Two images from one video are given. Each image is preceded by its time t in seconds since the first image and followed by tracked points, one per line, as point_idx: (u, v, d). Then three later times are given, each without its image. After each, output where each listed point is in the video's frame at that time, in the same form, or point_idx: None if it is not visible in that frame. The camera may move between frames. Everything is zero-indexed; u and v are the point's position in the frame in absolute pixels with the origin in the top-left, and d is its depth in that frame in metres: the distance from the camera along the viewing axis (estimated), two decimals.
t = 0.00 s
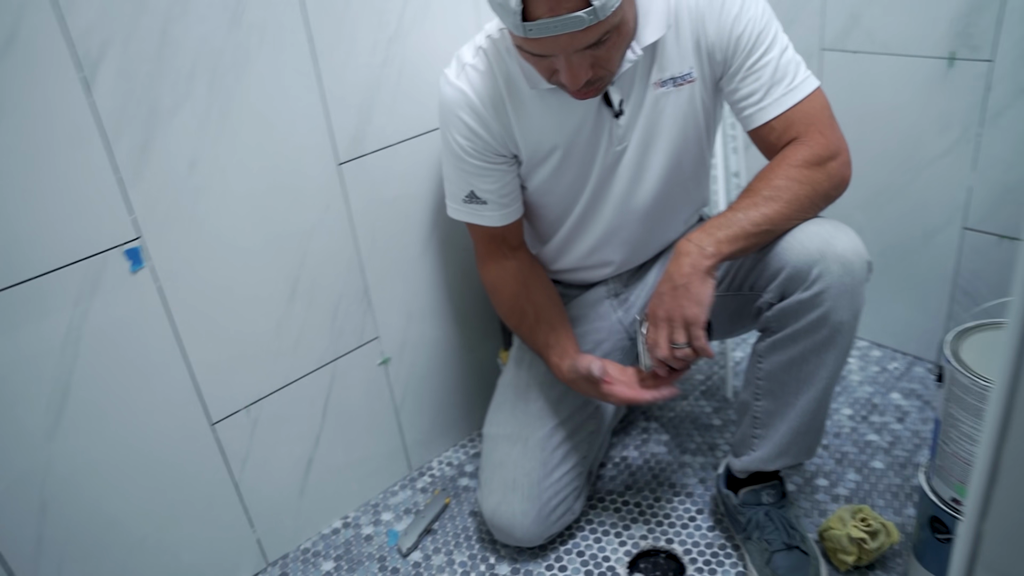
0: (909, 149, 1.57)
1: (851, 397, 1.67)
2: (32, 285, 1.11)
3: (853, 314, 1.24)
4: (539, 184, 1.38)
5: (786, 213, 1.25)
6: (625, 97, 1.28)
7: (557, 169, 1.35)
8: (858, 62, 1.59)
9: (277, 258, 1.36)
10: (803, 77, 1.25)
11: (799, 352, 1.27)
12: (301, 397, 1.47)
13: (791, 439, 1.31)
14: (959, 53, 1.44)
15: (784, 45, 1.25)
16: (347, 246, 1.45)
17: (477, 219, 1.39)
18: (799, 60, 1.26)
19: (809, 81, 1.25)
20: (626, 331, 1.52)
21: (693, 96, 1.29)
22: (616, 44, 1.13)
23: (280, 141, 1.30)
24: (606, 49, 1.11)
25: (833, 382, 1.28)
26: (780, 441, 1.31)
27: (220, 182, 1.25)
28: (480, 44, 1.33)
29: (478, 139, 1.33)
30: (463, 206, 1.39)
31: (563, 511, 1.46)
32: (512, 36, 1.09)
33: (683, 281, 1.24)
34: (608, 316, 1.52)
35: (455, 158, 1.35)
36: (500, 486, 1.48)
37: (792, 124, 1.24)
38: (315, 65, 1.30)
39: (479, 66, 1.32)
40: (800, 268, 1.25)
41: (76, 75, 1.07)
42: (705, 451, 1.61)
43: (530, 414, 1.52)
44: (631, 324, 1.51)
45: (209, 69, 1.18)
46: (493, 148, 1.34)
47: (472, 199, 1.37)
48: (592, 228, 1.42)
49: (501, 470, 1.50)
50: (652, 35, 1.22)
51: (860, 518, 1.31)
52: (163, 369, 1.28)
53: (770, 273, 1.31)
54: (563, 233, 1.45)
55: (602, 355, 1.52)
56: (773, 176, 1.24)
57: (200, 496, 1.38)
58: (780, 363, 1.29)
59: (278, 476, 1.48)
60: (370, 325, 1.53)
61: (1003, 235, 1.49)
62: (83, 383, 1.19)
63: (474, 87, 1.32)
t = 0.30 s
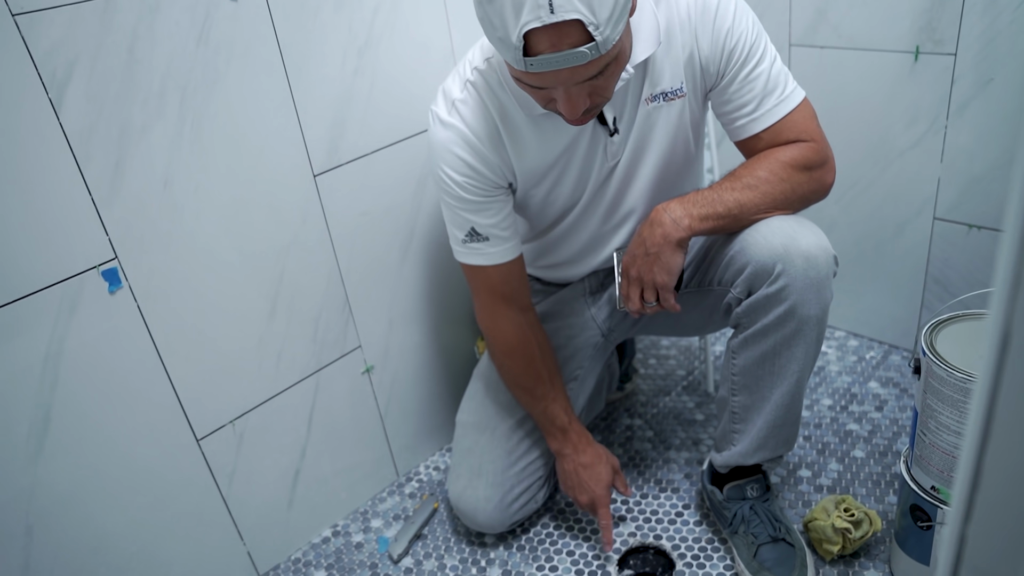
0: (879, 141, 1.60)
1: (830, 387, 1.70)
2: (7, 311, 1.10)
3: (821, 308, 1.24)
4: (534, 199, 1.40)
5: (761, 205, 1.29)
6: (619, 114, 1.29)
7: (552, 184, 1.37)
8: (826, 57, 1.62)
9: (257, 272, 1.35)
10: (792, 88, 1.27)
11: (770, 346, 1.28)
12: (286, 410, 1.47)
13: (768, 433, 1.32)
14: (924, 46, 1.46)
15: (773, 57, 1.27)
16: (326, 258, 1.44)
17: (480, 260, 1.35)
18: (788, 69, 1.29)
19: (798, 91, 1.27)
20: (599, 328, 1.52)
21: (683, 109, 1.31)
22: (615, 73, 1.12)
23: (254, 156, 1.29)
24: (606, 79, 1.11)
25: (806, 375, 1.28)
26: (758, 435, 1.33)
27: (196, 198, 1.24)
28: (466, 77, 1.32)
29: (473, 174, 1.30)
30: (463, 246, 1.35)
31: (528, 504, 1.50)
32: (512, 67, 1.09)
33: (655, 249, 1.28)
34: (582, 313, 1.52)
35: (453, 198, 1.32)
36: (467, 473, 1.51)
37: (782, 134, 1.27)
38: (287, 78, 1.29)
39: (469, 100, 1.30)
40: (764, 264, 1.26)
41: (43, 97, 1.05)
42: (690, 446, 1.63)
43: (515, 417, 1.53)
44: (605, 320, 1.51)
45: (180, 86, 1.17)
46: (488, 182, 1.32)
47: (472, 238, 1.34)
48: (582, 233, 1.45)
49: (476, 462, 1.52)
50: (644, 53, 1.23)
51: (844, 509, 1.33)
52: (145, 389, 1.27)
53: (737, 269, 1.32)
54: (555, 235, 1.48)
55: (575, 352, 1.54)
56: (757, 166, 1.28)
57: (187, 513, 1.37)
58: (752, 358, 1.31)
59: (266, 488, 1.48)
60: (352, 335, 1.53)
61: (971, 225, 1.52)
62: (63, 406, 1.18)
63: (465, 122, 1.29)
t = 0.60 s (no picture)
0: (896, 132, 1.59)
1: (841, 377, 1.70)
2: (24, 291, 1.10)
3: (831, 298, 1.23)
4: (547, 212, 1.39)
5: (778, 192, 1.28)
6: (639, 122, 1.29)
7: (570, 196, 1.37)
8: (844, 46, 1.60)
9: (271, 256, 1.35)
10: (801, 79, 1.28)
11: (780, 336, 1.27)
12: (298, 393, 1.47)
13: (779, 423, 1.32)
14: (945, 36, 1.44)
15: (784, 48, 1.28)
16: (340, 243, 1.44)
17: (505, 289, 1.28)
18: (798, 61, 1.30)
19: (807, 84, 1.29)
20: (608, 316, 1.52)
21: (698, 108, 1.31)
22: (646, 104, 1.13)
23: (270, 140, 1.29)
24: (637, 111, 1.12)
25: (815, 365, 1.27)
26: (767, 426, 1.33)
27: (211, 181, 1.24)
28: (484, 102, 1.26)
29: (498, 200, 1.24)
30: (484, 277, 1.27)
31: (542, 493, 1.51)
32: (546, 102, 1.09)
33: (672, 236, 1.26)
34: (590, 301, 1.52)
35: (476, 227, 1.25)
36: (478, 463, 1.52)
37: (795, 125, 1.28)
38: (304, 62, 1.29)
39: (491, 127, 1.24)
40: (774, 252, 1.25)
41: (60, 78, 1.05)
42: (699, 435, 1.64)
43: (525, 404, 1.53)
44: (613, 309, 1.52)
45: (197, 68, 1.17)
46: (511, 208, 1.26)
47: (495, 268, 1.27)
48: (595, 236, 1.47)
49: (485, 451, 1.52)
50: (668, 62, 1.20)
51: (854, 500, 1.34)
52: (159, 370, 1.27)
53: (747, 256, 1.31)
54: (564, 240, 1.48)
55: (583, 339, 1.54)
56: (774, 154, 1.27)
57: (199, 494, 1.38)
58: (762, 348, 1.30)
59: (278, 471, 1.49)
60: (364, 319, 1.53)
61: (987, 217, 1.52)
62: (79, 386, 1.19)
63: (490, 148, 1.24)
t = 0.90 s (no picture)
0: (873, 125, 1.60)
1: (817, 368, 1.71)
2: None
3: (809, 286, 1.24)
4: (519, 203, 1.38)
5: (760, 181, 1.27)
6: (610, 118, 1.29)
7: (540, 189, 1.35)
8: (824, 38, 1.60)
9: (246, 245, 1.33)
10: (777, 69, 1.28)
11: (759, 325, 1.28)
12: (273, 382, 1.46)
13: (757, 411, 1.33)
14: (922, 29, 1.45)
15: (760, 38, 1.28)
16: (317, 230, 1.42)
17: (474, 279, 1.26)
18: (773, 51, 1.30)
19: (783, 73, 1.29)
20: (583, 305, 1.51)
21: (671, 103, 1.31)
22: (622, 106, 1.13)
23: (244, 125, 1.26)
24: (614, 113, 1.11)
25: (793, 354, 1.28)
26: (744, 415, 1.33)
27: (183, 166, 1.21)
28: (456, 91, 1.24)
29: (472, 189, 1.22)
30: (452, 267, 1.25)
31: (515, 484, 1.50)
32: (524, 103, 1.08)
33: (656, 225, 1.26)
34: (565, 290, 1.51)
35: (447, 216, 1.23)
36: (454, 453, 1.51)
37: (773, 115, 1.27)
38: (279, 45, 1.26)
39: (464, 115, 1.23)
40: (754, 241, 1.25)
41: (26, 58, 1.02)
42: (676, 425, 1.64)
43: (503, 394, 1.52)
44: (590, 299, 1.50)
45: (169, 50, 1.14)
46: (484, 197, 1.24)
47: (465, 258, 1.25)
48: (570, 229, 1.46)
49: (462, 441, 1.51)
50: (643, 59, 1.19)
51: (829, 490, 1.35)
52: (131, 359, 1.25)
53: (727, 245, 1.31)
54: (539, 233, 1.48)
55: (559, 329, 1.53)
56: (754, 142, 1.27)
57: (172, 484, 1.36)
58: (741, 338, 1.30)
59: (252, 461, 1.47)
60: (341, 307, 1.51)
61: (962, 210, 1.53)
62: (47, 375, 1.16)
63: (463, 136, 1.22)
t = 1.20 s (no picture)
0: (887, 113, 1.58)
1: (828, 357, 1.71)
2: (3, 260, 1.07)
3: (818, 277, 1.23)
4: (531, 186, 1.37)
5: (769, 169, 1.26)
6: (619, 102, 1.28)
7: (551, 170, 1.34)
8: (839, 24, 1.59)
9: (257, 230, 1.33)
10: (791, 57, 1.27)
11: (767, 316, 1.27)
12: (283, 367, 1.46)
13: (766, 402, 1.32)
14: (939, 16, 1.43)
15: (774, 25, 1.26)
16: (327, 214, 1.42)
17: (487, 253, 1.27)
18: (788, 39, 1.28)
19: (797, 61, 1.27)
20: (592, 293, 1.51)
21: (683, 87, 1.30)
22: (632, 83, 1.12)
23: (255, 109, 1.26)
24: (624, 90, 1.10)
25: (801, 344, 1.27)
26: (755, 404, 1.33)
27: (194, 149, 1.20)
28: (465, 68, 1.24)
29: (480, 167, 1.22)
30: (465, 242, 1.27)
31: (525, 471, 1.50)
32: (534, 80, 1.07)
33: (661, 209, 1.25)
34: (575, 278, 1.51)
35: (456, 192, 1.23)
36: (463, 439, 1.51)
37: (786, 103, 1.26)
38: (291, 29, 1.25)
39: (473, 93, 1.23)
40: (761, 231, 1.24)
41: (38, 40, 1.01)
42: (686, 414, 1.64)
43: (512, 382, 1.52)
44: (598, 287, 1.50)
45: (180, 33, 1.13)
46: (494, 175, 1.24)
47: (477, 233, 1.26)
48: (581, 214, 1.45)
49: (471, 428, 1.51)
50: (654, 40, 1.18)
51: (839, 478, 1.34)
52: (142, 343, 1.25)
53: (733, 235, 1.30)
54: (550, 217, 1.47)
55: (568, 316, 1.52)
56: (765, 131, 1.26)
57: (182, 469, 1.37)
58: (749, 328, 1.30)
59: (262, 446, 1.47)
60: (351, 293, 1.51)
61: (977, 199, 1.51)
62: (60, 359, 1.16)
63: (472, 115, 1.22)
